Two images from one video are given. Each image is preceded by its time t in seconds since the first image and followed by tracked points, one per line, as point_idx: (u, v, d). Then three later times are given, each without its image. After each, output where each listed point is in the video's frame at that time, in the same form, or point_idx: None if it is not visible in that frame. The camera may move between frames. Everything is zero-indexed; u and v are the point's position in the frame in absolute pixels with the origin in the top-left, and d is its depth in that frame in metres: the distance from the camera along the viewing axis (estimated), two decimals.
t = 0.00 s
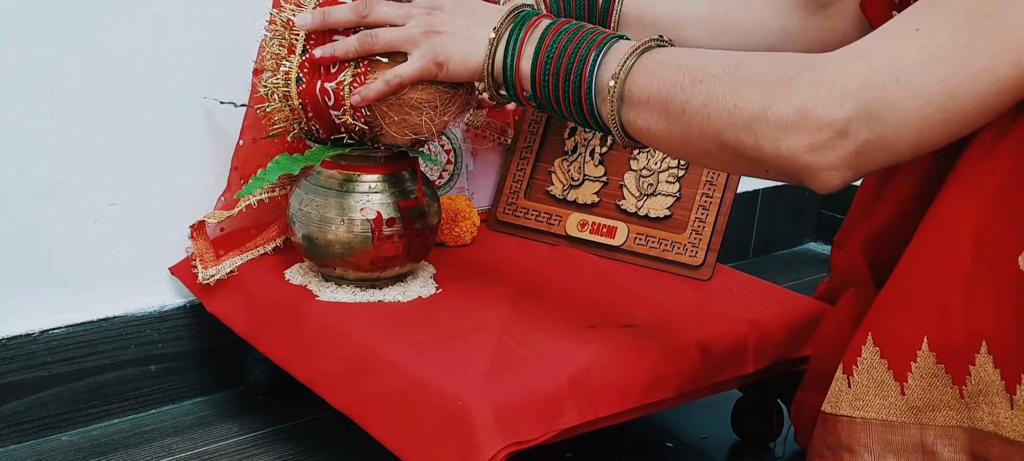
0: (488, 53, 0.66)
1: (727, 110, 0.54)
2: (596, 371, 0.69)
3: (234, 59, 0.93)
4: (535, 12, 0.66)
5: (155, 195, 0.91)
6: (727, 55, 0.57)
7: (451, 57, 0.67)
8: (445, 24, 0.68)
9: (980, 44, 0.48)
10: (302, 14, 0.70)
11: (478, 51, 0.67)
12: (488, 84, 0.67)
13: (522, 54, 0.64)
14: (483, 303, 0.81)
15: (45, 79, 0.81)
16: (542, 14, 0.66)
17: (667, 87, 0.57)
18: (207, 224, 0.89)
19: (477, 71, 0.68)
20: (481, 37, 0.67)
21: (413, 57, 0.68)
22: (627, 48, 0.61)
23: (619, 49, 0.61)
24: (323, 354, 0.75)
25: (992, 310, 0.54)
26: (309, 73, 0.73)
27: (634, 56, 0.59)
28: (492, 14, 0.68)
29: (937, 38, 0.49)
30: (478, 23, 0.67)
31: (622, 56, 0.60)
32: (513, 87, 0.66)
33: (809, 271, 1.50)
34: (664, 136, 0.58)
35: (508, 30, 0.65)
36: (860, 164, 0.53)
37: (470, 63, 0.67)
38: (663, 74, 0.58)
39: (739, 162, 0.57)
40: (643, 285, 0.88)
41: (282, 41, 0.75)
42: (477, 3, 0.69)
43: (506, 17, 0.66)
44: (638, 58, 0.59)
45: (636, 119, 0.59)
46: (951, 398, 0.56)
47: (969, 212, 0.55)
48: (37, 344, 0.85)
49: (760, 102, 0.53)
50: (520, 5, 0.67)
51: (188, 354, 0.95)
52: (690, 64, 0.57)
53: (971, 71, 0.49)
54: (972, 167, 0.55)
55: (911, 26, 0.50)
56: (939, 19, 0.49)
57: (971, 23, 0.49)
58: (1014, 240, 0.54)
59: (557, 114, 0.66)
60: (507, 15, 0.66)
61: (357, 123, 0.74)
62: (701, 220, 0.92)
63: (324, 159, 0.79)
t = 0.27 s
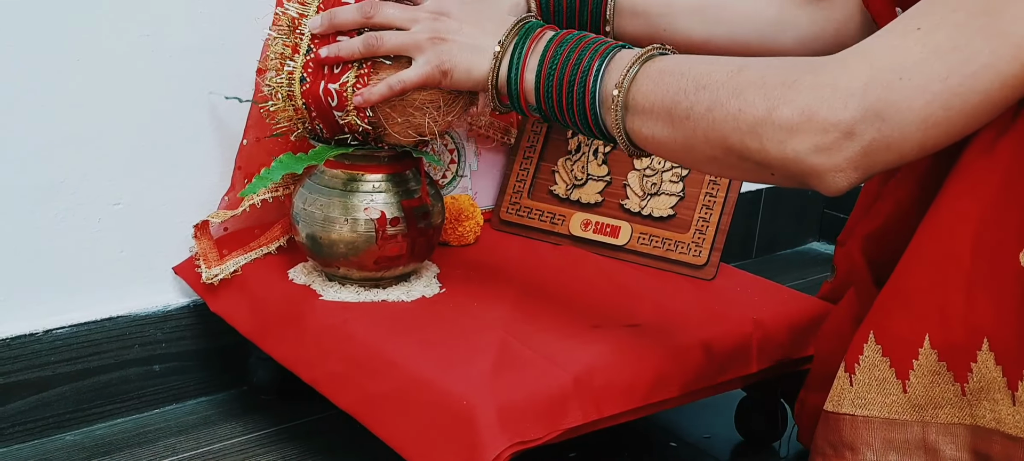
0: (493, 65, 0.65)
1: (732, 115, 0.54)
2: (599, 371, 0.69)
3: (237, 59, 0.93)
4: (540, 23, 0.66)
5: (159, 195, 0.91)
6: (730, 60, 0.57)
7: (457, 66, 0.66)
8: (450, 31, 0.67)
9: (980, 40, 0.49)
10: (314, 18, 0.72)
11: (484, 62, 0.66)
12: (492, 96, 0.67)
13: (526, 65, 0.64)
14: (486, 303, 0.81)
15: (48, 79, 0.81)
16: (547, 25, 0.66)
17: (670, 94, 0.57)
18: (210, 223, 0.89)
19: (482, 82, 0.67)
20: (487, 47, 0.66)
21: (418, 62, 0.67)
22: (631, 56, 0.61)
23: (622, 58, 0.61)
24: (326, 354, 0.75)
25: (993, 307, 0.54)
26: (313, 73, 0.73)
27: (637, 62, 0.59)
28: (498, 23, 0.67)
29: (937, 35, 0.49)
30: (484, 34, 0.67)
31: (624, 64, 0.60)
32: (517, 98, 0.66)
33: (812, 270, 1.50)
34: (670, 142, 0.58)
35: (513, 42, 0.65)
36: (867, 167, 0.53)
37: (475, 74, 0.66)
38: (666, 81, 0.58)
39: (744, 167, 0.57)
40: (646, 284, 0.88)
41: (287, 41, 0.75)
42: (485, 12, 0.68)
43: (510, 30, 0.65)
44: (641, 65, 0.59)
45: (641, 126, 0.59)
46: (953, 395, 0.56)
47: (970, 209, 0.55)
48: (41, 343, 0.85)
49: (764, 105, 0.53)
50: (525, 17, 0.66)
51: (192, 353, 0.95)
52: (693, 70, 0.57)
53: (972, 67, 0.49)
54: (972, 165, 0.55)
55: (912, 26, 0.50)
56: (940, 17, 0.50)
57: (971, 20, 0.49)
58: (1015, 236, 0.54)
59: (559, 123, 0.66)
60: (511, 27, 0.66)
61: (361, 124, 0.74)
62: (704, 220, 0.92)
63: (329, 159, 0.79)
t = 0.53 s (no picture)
0: (497, 75, 0.66)
1: (733, 124, 0.54)
2: (603, 371, 0.69)
3: (240, 61, 0.93)
4: (543, 30, 0.67)
5: (162, 196, 0.91)
6: (731, 69, 0.57)
7: (461, 76, 0.68)
8: (454, 41, 0.67)
9: (978, 45, 0.49)
10: (314, 22, 0.71)
11: (487, 70, 0.67)
12: (495, 103, 0.68)
13: (530, 73, 0.65)
14: (489, 303, 0.81)
15: (52, 79, 0.81)
16: (550, 32, 0.67)
17: (673, 103, 0.57)
18: (213, 224, 0.89)
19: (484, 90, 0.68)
20: (490, 55, 0.67)
21: (421, 73, 0.68)
22: (633, 65, 0.61)
23: (625, 67, 0.61)
24: (330, 354, 0.75)
25: (993, 309, 0.54)
26: (315, 79, 0.73)
27: (639, 71, 0.60)
28: (501, 31, 0.68)
29: (934, 42, 0.50)
30: (489, 42, 0.67)
31: (627, 72, 0.61)
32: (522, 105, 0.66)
33: (814, 271, 1.50)
34: (673, 151, 0.58)
35: (517, 51, 0.66)
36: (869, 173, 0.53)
37: (478, 84, 0.67)
38: (668, 89, 0.58)
39: (746, 175, 0.57)
40: (649, 284, 0.88)
41: (286, 47, 0.75)
42: (488, 18, 0.69)
43: (515, 37, 0.66)
44: (643, 74, 0.60)
45: (645, 135, 0.59)
46: (955, 401, 0.56)
47: (971, 212, 0.55)
48: (44, 343, 0.85)
49: (766, 114, 0.53)
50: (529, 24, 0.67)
51: (195, 353, 0.96)
52: (694, 79, 0.58)
53: (971, 71, 0.49)
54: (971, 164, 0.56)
55: (908, 32, 0.51)
56: (937, 23, 0.50)
57: (967, 24, 0.50)
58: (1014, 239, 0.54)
59: (563, 131, 0.66)
60: (515, 36, 0.66)
61: (364, 129, 0.74)
62: (707, 220, 0.92)
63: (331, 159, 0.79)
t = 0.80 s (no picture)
0: (497, 79, 0.66)
1: (729, 137, 0.54)
2: (603, 372, 0.69)
3: (241, 61, 0.93)
4: (543, 34, 0.67)
5: (163, 196, 0.91)
6: (728, 80, 0.57)
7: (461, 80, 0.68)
8: (454, 45, 0.67)
9: (969, 54, 0.49)
10: (314, 25, 0.71)
11: (488, 73, 0.67)
12: (496, 106, 0.68)
13: (530, 79, 0.65)
14: (490, 303, 0.81)
15: (53, 79, 0.81)
16: (551, 35, 0.67)
17: (669, 114, 0.57)
18: (214, 224, 0.88)
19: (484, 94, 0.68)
20: (490, 60, 0.67)
21: (421, 76, 0.68)
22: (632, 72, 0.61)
23: (623, 75, 0.61)
24: (330, 354, 0.75)
25: (989, 314, 0.54)
26: (315, 82, 0.73)
27: (638, 80, 0.60)
28: (503, 34, 0.68)
29: (926, 54, 0.50)
30: (490, 45, 0.67)
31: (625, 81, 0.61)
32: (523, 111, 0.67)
33: (815, 270, 1.50)
34: (670, 162, 0.58)
35: (517, 55, 0.66)
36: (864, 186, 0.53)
37: (479, 87, 0.67)
38: (666, 100, 0.58)
39: (742, 187, 0.57)
40: (649, 284, 0.88)
41: (286, 50, 0.75)
42: (489, 21, 0.69)
43: (516, 40, 0.66)
44: (641, 83, 0.60)
45: (642, 145, 0.59)
46: (952, 408, 0.57)
47: (966, 220, 0.55)
48: (45, 343, 0.85)
49: (761, 127, 0.53)
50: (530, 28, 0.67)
51: (196, 353, 0.96)
52: (691, 90, 0.58)
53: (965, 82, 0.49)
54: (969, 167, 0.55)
55: (898, 42, 0.51)
56: (928, 34, 0.50)
57: (955, 32, 0.49)
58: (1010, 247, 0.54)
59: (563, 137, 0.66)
60: (517, 38, 0.66)
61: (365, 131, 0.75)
62: (708, 220, 0.92)
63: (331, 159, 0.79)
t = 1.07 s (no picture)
0: (500, 79, 0.66)
1: (726, 148, 0.55)
2: (606, 371, 0.69)
3: (245, 61, 0.93)
4: (547, 35, 0.67)
5: (167, 196, 0.91)
6: (726, 89, 0.57)
7: (464, 80, 0.68)
8: (457, 45, 0.67)
9: (960, 65, 0.49)
10: (318, 24, 0.71)
11: (491, 74, 0.67)
12: (498, 106, 0.68)
13: (533, 80, 0.65)
14: (493, 303, 0.81)
15: (57, 78, 0.81)
16: (554, 36, 0.67)
17: (667, 123, 0.58)
18: (197, 219, 0.88)
19: (488, 94, 0.68)
20: (494, 60, 0.67)
21: (424, 76, 0.68)
22: (632, 77, 0.61)
23: (623, 81, 0.61)
24: (333, 354, 0.75)
25: (983, 318, 0.55)
26: (318, 82, 0.73)
27: (638, 86, 0.60)
28: (506, 34, 0.68)
29: (919, 66, 0.50)
30: (493, 45, 0.67)
31: (624, 87, 0.61)
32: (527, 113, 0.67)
33: (818, 270, 1.50)
34: (668, 170, 0.59)
35: (520, 57, 0.66)
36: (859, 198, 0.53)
37: (482, 87, 0.67)
38: (664, 108, 0.58)
39: (739, 197, 0.57)
40: (652, 284, 0.88)
41: (289, 49, 0.75)
42: (493, 21, 0.68)
43: (519, 41, 0.66)
44: (642, 88, 0.60)
45: (641, 153, 0.60)
46: (946, 413, 0.57)
47: (966, 222, 0.55)
48: (49, 343, 0.85)
49: (757, 139, 0.54)
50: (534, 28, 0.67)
51: (199, 353, 0.96)
52: (689, 99, 0.58)
53: (957, 94, 0.49)
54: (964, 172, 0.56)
55: (890, 53, 0.52)
56: (919, 44, 0.51)
57: (945, 43, 0.50)
58: (1005, 253, 0.54)
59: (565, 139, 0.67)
60: (519, 40, 0.66)
61: (368, 130, 0.75)
62: (711, 220, 0.92)
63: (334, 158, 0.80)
